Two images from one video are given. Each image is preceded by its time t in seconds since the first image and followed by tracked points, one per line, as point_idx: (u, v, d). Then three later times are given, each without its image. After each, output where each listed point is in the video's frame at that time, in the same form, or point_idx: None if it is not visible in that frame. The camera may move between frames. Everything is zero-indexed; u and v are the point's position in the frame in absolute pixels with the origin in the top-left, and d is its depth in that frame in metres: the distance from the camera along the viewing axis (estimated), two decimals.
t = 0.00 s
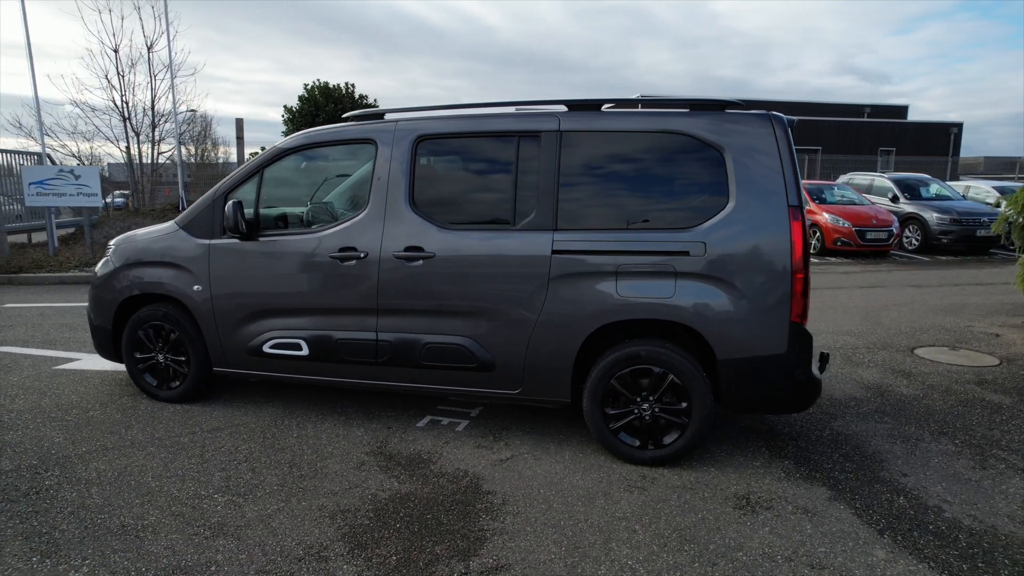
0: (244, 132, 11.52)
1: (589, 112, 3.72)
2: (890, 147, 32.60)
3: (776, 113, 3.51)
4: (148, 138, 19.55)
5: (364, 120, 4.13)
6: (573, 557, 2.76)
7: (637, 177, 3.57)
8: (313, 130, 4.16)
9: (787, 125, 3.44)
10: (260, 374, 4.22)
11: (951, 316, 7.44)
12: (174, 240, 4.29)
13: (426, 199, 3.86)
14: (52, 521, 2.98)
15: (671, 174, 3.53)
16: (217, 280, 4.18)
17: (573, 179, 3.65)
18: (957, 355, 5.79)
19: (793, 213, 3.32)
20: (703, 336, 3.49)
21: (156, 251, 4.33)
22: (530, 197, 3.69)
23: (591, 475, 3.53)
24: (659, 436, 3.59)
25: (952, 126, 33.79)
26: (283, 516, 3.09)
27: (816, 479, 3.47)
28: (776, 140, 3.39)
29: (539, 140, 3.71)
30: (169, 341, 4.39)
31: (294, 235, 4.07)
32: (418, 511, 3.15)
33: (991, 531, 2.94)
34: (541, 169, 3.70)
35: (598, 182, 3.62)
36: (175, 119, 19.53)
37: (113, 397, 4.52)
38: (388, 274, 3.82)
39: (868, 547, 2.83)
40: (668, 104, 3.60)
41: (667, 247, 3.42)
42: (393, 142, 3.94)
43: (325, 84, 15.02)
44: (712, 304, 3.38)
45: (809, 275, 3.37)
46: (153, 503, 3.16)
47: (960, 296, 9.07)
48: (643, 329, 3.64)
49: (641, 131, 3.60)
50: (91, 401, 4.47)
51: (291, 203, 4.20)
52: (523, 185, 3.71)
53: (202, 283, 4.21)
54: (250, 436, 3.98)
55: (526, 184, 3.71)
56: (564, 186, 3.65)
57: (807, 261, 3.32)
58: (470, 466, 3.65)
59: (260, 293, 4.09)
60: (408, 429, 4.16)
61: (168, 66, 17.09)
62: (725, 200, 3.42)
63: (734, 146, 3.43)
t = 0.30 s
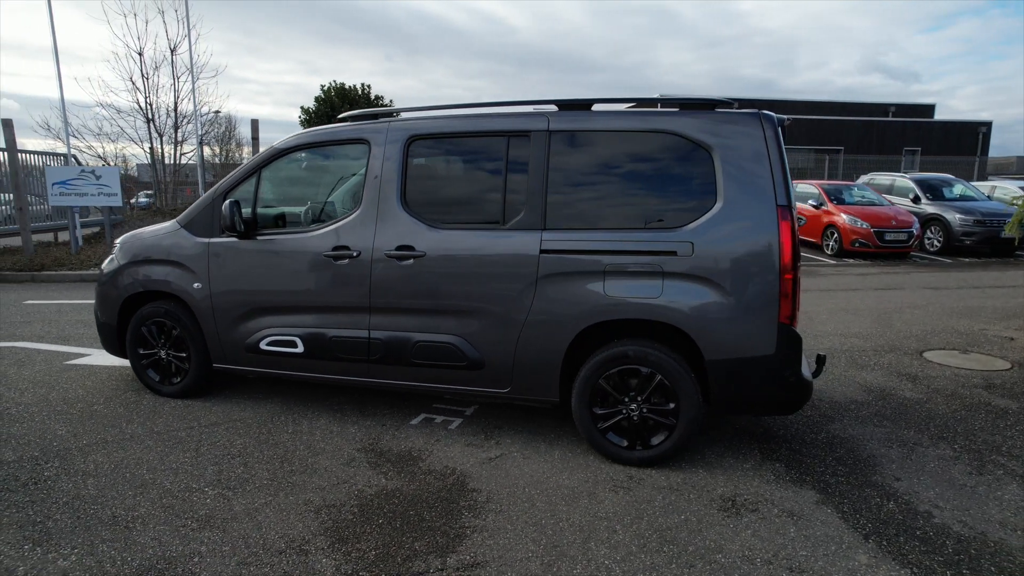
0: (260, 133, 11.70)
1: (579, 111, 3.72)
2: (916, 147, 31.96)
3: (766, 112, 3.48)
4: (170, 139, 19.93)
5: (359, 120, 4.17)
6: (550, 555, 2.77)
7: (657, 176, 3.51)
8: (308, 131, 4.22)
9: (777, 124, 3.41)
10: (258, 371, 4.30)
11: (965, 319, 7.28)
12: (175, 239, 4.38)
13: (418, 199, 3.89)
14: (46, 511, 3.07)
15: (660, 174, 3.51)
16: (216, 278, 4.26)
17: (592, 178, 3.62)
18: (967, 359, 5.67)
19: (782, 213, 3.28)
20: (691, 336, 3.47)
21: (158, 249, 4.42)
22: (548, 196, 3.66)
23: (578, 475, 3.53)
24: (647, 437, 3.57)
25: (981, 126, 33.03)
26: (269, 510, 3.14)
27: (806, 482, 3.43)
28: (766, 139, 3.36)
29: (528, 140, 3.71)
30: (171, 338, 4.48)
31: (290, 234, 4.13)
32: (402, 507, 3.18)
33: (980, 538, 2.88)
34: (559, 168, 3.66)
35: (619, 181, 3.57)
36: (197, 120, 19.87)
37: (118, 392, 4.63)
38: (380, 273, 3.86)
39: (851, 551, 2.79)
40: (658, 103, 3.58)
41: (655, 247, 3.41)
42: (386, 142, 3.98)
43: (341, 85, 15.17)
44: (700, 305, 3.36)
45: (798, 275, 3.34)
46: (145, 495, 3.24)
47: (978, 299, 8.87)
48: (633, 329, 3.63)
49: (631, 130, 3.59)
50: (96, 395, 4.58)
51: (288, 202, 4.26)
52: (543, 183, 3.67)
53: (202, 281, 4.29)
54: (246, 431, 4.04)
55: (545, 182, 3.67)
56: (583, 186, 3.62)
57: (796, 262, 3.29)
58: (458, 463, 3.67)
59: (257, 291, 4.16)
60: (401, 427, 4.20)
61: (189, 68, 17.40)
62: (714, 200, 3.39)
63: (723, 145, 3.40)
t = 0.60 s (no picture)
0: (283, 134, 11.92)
1: (575, 110, 3.72)
2: (953, 146, 31.07)
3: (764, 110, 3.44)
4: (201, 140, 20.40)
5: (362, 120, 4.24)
6: (534, 553, 2.77)
7: (664, 176, 3.48)
8: (313, 131, 4.30)
9: (775, 123, 3.37)
10: (263, 367, 4.38)
11: (990, 323, 7.06)
12: (186, 236, 4.50)
13: (417, 198, 3.93)
14: (52, 498, 3.18)
15: (655, 173, 3.50)
16: (223, 275, 4.36)
17: (618, 177, 3.56)
18: (987, 364, 5.50)
19: (777, 212, 3.24)
20: (686, 337, 3.45)
21: (169, 247, 4.54)
22: (573, 195, 3.61)
23: (571, 474, 3.53)
24: (641, 438, 3.56)
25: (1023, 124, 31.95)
26: (263, 501, 3.21)
27: (803, 486, 3.38)
28: (763, 137, 3.32)
29: (525, 139, 3.72)
30: (181, 333, 4.60)
31: (294, 232, 4.21)
32: (393, 502, 3.22)
33: (978, 546, 2.80)
34: (584, 166, 3.62)
35: (626, 180, 3.54)
36: (227, 122, 20.31)
37: (131, 385, 4.77)
38: (379, 271, 3.92)
39: (840, 557, 2.74)
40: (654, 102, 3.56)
41: (649, 247, 3.39)
42: (387, 142, 4.03)
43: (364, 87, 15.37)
44: (694, 305, 3.34)
45: (795, 276, 3.29)
46: (146, 485, 3.33)
47: (1007, 302, 8.59)
48: (628, 329, 3.62)
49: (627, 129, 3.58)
50: (111, 388, 4.72)
51: (292, 201, 4.35)
52: (568, 182, 3.63)
53: (210, 277, 4.40)
54: (250, 425, 4.13)
55: (570, 181, 3.63)
56: (599, 185, 3.58)
57: (793, 262, 3.24)
58: (453, 461, 3.69)
59: (262, 288, 4.25)
60: (402, 423, 4.24)
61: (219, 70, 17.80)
62: (709, 199, 3.37)
63: (719, 144, 3.37)
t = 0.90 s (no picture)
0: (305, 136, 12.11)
1: (574, 110, 3.71)
2: (989, 147, 30.23)
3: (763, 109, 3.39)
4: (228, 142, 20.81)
5: (366, 121, 4.29)
6: (521, 552, 2.78)
7: (661, 175, 3.45)
8: (318, 132, 4.37)
9: (774, 122, 3.32)
10: (269, 363, 4.46)
11: (1015, 329, 6.86)
12: (196, 235, 4.60)
13: (417, 198, 3.97)
14: (58, 488, 3.28)
15: (653, 173, 3.47)
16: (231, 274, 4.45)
17: (634, 176, 3.51)
18: (1007, 370, 5.34)
19: (775, 212, 3.20)
20: (682, 338, 3.42)
21: (180, 245, 4.65)
22: (596, 195, 3.56)
23: (567, 474, 3.52)
24: (638, 439, 3.54)
25: None
26: (261, 495, 3.27)
27: (801, 491, 3.32)
28: (761, 136, 3.28)
29: (523, 139, 3.73)
30: (192, 330, 4.71)
31: (299, 232, 4.27)
32: (387, 499, 3.25)
33: (977, 556, 2.73)
34: (592, 166, 3.60)
35: (624, 180, 3.52)
36: (253, 124, 20.68)
37: (145, 381, 4.89)
38: (380, 269, 3.96)
39: (832, 563, 2.69)
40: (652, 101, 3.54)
41: (645, 246, 3.37)
42: (389, 142, 4.07)
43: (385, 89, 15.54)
44: (690, 306, 3.31)
45: (793, 277, 3.24)
46: (150, 477, 3.41)
47: None
48: (627, 329, 3.60)
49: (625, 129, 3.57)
50: (126, 383, 4.85)
51: (298, 201, 4.42)
52: (592, 181, 3.58)
53: (219, 275, 4.49)
54: (254, 421, 4.20)
55: (594, 181, 3.58)
56: (596, 185, 3.57)
57: (790, 263, 3.19)
58: (451, 459, 3.72)
59: (268, 286, 4.32)
60: (403, 421, 4.28)
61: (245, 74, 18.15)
62: (706, 199, 3.33)
63: (717, 143, 3.34)
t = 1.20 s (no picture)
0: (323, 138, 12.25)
1: (571, 110, 3.71)
2: None
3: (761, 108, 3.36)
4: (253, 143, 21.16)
5: (368, 122, 4.34)
6: (507, 551, 2.78)
7: (657, 175, 3.42)
8: (321, 133, 4.42)
9: (772, 121, 3.28)
10: (274, 361, 4.53)
11: None
12: (205, 234, 4.69)
13: (417, 198, 3.99)
14: (63, 479, 3.37)
15: (649, 172, 3.44)
16: (237, 272, 4.52)
17: (631, 176, 3.49)
18: None
19: (771, 212, 3.16)
20: (678, 339, 3.38)
21: (190, 244, 4.75)
22: (619, 195, 3.48)
23: (561, 474, 3.51)
24: (633, 440, 3.51)
25: None
26: (257, 490, 3.32)
27: (798, 495, 3.27)
28: (757, 136, 3.24)
29: (519, 139, 3.74)
30: (200, 327, 4.80)
31: (303, 231, 4.33)
32: (380, 495, 3.28)
33: (974, 564, 2.66)
34: (588, 166, 3.58)
35: (619, 180, 3.50)
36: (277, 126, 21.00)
37: (156, 376, 5.00)
38: (380, 269, 4.00)
39: (822, 569, 2.65)
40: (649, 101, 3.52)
41: (640, 246, 3.34)
42: (389, 142, 4.11)
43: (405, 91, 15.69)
44: (685, 306, 3.27)
45: (789, 278, 3.19)
46: (152, 470, 3.49)
47: None
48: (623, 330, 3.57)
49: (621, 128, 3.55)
50: (137, 378, 4.96)
51: (302, 201, 4.48)
52: (615, 181, 3.50)
53: (226, 274, 4.57)
54: (258, 417, 4.27)
55: (617, 180, 3.50)
56: (592, 185, 3.56)
57: (786, 264, 3.15)
58: (447, 457, 3.73)
59: (273, 285, 4.39)
60: (404, 419, 4.31)
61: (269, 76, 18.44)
62: (702, 199, 3.30)
63: (713, 142, 3.30)
